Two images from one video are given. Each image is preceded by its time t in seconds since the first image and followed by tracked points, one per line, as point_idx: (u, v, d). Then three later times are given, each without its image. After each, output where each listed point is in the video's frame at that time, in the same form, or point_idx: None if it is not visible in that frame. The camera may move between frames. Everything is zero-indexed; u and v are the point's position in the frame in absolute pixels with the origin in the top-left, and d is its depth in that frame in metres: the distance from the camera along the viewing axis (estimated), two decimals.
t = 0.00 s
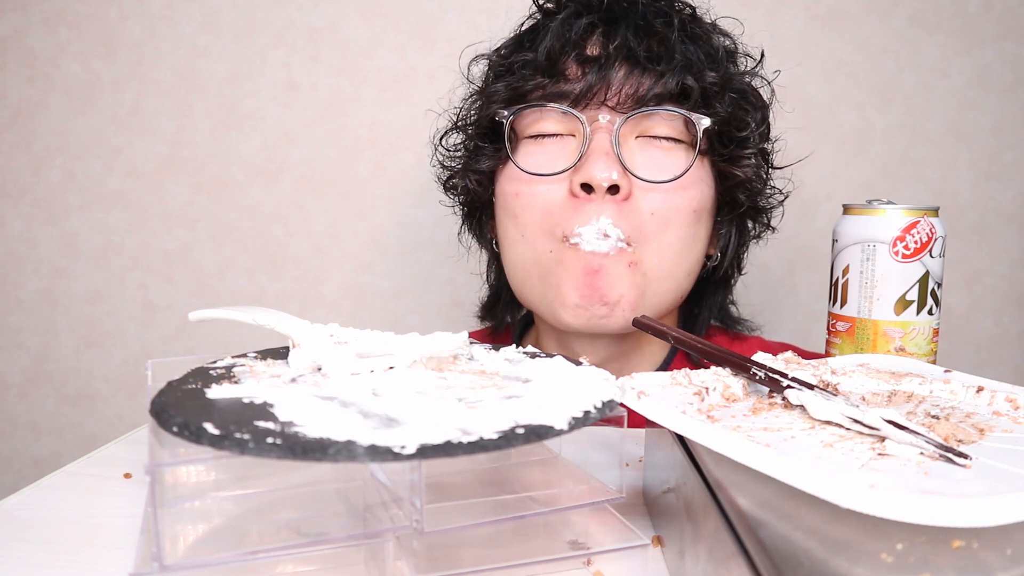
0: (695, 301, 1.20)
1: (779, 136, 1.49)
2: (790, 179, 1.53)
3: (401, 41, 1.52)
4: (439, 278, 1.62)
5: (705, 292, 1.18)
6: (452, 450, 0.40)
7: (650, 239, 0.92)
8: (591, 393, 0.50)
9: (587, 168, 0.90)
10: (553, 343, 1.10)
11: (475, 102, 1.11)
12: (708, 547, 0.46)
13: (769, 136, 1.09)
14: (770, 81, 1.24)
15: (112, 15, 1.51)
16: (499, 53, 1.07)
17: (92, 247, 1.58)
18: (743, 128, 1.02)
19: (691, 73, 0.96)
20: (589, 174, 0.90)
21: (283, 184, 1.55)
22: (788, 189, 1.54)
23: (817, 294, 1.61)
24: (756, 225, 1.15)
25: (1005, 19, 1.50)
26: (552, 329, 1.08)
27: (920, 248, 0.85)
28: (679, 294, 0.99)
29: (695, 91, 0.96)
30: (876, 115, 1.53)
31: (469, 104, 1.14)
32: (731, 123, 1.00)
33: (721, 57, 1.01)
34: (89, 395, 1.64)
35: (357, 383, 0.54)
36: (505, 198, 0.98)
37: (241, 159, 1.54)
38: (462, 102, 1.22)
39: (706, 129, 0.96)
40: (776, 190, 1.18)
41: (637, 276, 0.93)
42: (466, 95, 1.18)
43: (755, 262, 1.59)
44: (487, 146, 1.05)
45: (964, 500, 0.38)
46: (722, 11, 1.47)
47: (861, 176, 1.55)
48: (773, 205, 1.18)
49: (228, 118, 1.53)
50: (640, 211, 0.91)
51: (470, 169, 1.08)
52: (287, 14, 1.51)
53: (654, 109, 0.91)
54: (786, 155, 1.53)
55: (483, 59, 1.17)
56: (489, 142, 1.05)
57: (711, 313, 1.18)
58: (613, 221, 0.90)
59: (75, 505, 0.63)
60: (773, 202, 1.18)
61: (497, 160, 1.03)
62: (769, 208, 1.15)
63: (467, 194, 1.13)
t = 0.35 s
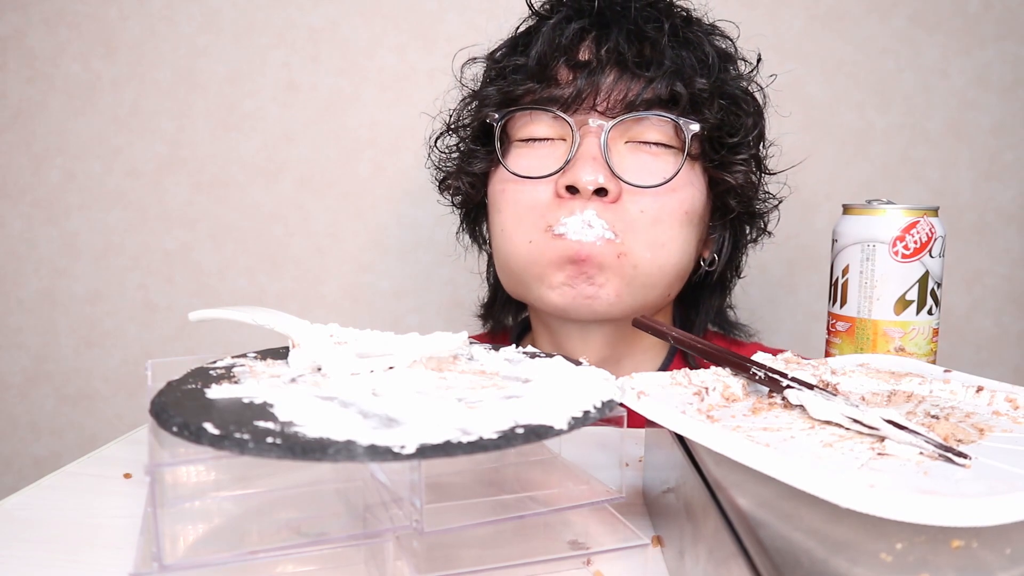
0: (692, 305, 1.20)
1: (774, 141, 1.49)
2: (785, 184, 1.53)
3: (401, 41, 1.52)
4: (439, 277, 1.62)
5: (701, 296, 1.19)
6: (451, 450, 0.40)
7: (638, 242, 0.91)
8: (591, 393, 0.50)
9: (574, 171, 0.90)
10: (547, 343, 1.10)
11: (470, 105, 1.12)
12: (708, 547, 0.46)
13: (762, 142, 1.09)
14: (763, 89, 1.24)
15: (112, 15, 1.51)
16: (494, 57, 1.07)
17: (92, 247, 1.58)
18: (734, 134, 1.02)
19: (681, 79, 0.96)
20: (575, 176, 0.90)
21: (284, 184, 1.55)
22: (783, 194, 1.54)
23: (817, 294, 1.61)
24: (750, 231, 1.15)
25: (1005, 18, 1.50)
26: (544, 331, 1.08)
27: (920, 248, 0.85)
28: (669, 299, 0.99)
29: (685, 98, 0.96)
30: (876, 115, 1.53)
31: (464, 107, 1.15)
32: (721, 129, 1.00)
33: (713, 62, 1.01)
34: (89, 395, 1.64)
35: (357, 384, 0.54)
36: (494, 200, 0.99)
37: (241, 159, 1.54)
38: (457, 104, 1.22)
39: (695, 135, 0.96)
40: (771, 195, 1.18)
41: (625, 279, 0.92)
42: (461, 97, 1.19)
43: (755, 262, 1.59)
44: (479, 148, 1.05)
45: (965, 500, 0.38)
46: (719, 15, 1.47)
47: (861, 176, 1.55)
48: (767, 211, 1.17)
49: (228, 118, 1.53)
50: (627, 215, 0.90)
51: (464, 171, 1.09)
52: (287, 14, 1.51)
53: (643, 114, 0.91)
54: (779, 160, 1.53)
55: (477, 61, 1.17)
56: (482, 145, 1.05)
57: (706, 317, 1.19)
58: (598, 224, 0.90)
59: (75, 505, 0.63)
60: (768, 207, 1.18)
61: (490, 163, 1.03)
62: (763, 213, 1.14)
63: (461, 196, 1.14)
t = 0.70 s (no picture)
0: (689, 317, 1.20)
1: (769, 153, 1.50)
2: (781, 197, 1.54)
3: (401, 41, 1.52)
4: (439, 278, 1.62)
5: (699, 307, 1.18)
6: (451, 449, 0.40)
7: (637, 246, 0.91)
8: (591, 393, 0.50)
9: (574, 174, 0.90)
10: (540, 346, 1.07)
11: (472, 113, 1.12)
12: (708, 546, 0.46)
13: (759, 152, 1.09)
14: (762, 102, 1.24)
15: (112, 15, 1.51)
16: (496, 66, 1.08)
17: (92, 247, 1.58)
18: (731, 143, 1.02)
19: (680, 86, 0.96)
20: (575, 179, 0.90)
21: (284, 185, 1.55)
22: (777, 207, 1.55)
23: (817, 294, 1.61)
24: (746, 242, 1.14)
25: (1005, 18, 1.50)
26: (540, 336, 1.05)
27: (919, 248, 0.85)
28: (666, 305, 0.98)
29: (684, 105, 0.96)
30: (876, 115, 1.53)
31: (466, 116, 1.16)
32: (719, 137, 1.00)
33: (712, 72, 1.01)
34: (89, 395, 1.64)
35: (356, 383, 0.54)
36: (495, 205, 0.99)
37: (241, 159, 1.54)
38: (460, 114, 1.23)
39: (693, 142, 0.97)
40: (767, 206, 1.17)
41: (624, 284, 0.92)
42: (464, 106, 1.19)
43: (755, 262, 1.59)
44: (482, 154, 1.05)
45: (965, 499, 0.38)
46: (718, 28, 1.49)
47: (861, 176, 1.55)
48: (763, 222, 1.16)
49: (228, 118, 1.53)
50: (626, 218, 0.90)
51: (466, 177, 1.09)
52: (287, 14, 1.51)
53: (644, 119, 0.91)
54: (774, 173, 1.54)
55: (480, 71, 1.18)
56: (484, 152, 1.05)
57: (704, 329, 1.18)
58: (598, 227, 0.90)
59: (75, 505, 0.63)
60: (763, 217, 1.17)
61: (493, 168, 1.04)
62: (759, 223, 1.14)
63: (463, 203, 1.13)
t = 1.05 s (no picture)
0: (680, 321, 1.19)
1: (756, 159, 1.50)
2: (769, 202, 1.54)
3: (401, 41, 1.52)
4: (439, 278, 1.62)
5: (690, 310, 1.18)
6: (451, 449, 0.40)
7: (629, 261, 0.91)
8: (591, 393, 0.50)
9: (564, 192, 0.90)
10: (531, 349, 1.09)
11: (458, 128, 1.11)
12: (708, 546, 0.46)
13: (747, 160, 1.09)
14: (746, 107, 1.24)
15: (112, 15, 1.51)
16: (479, 81, 1.07)
17: (92, 247, 1.58)
18: (719, 153, 1.01)
19: (668, 99, 0.96)
20: (566, 197, 0.89)
21: (284, 185, 1.55)
22: (767, 211, 1.55)
23: (817, 294, 1.61)
24: (735, 248, 1.14)
25: (1006, 18, 1.50)
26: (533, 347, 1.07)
27: (920, 248, 0.85)
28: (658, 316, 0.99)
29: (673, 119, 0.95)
30: (876, 115, 1.53)
31: (452, 131, 1.15)
32: (707, 148, 1.00)
33: (699, 82, 1.01)
34: (89, 395, 1.64)
35: (356, 383, 0.54)
36: (484, 225, 0.98)
37: (241, 159, 1.54)
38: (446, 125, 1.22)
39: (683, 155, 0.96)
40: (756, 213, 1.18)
41: (616, 299, 0.92)
42: (451, 118, 1.19)
43: (755, 262, 1.59)
44: (469, 172, 1.04)
45: (964, 500, 0.38)
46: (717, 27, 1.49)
47: (861, 176, 1.55)
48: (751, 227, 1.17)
49: (228, 118, 1.53)
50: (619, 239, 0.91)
51: (453, 195, 1.08)
52: (287, 14, 1.51)
53: (631, 134, 0.91)
54: (763, 179, 1.54)
55: (465, 84, 1.18)
56: (470, 170, 1.05)
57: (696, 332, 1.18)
58: (591, 248, 0.90)
59: (75, 505, 0.63)
60: (751, 224, 1.17)
61: (480, 186, 1.03)
62: (748, 230, 1.14)
63: (451, 219, 1.12)
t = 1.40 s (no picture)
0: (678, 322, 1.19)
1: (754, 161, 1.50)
2: (766, 202, 1.54)
3: (400, 41, 1.52)
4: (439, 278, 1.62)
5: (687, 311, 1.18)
6: (452, 450, 0.40)
7: (627, 266, 0.92)
8: (592, 394, 0.50)
9: (562, 199, 0.89)
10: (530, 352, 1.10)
11: (453, 133, 1.10)
12: (709, 547, 0.46)
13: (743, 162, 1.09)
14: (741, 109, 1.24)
15: (112, 15, 1.51)
16: (473, 85, 1.06)
17: (92, 247, 1.58)
18: (717, 155, 1.02)
19: (665, 103, 0.95)
20: (564, 204, 0.89)
21: (284, 185, 1.55)
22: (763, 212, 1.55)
23: (817, 294, 1.61)
24: (733, 249, 1.14)
25: (1006, 18, 1.50)
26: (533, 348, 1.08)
27: (921, 249, 0.84)
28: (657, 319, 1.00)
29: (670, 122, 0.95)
30: (876, 115, 1.53)
31: (447, 136, 1.14)
32: (705, 151, 1.00)
33: (695, 84, 1.00)
34: (89, 395, 1.64)
35: (357, 383, 0.54)
36: (483, 230, 0.98)
37: (241, 159, 1.54)
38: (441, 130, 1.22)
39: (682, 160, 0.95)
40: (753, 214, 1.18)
41: (615, 304, 0.93)
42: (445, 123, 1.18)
43: (756, 263, 1.59)
44: (465, 178, 1.04)
45: (966, 502, 0.38)
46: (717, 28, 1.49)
47: (861, 176, 1.55)
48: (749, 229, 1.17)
49: (228, 118, 1.53)
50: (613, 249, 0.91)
51: (449, 201, 1.08)
52: (287, 14, 1.50)
53: (628, 139, 0.90)
54: (759, 181, 1.54)
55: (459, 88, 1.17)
56: (465, 175, 1.04)
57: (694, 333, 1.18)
58: (585, 254, 0.90)
59: (75, 505, 0.63)
60: (748, 227, 1.18)
61: (476, 192, 1.02)
62: (745, 231, 1.14)
63: (446, 225, 1.12)
